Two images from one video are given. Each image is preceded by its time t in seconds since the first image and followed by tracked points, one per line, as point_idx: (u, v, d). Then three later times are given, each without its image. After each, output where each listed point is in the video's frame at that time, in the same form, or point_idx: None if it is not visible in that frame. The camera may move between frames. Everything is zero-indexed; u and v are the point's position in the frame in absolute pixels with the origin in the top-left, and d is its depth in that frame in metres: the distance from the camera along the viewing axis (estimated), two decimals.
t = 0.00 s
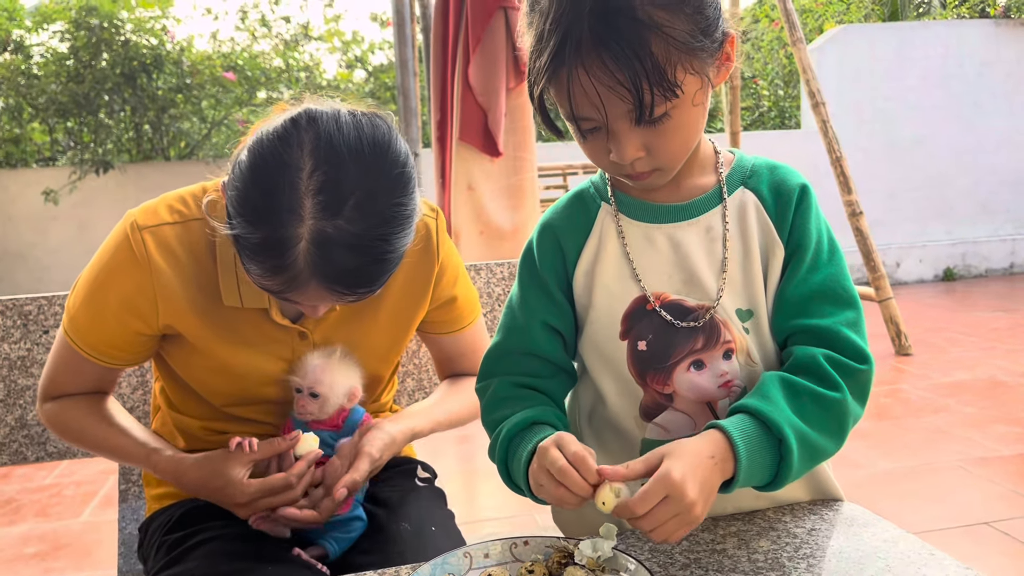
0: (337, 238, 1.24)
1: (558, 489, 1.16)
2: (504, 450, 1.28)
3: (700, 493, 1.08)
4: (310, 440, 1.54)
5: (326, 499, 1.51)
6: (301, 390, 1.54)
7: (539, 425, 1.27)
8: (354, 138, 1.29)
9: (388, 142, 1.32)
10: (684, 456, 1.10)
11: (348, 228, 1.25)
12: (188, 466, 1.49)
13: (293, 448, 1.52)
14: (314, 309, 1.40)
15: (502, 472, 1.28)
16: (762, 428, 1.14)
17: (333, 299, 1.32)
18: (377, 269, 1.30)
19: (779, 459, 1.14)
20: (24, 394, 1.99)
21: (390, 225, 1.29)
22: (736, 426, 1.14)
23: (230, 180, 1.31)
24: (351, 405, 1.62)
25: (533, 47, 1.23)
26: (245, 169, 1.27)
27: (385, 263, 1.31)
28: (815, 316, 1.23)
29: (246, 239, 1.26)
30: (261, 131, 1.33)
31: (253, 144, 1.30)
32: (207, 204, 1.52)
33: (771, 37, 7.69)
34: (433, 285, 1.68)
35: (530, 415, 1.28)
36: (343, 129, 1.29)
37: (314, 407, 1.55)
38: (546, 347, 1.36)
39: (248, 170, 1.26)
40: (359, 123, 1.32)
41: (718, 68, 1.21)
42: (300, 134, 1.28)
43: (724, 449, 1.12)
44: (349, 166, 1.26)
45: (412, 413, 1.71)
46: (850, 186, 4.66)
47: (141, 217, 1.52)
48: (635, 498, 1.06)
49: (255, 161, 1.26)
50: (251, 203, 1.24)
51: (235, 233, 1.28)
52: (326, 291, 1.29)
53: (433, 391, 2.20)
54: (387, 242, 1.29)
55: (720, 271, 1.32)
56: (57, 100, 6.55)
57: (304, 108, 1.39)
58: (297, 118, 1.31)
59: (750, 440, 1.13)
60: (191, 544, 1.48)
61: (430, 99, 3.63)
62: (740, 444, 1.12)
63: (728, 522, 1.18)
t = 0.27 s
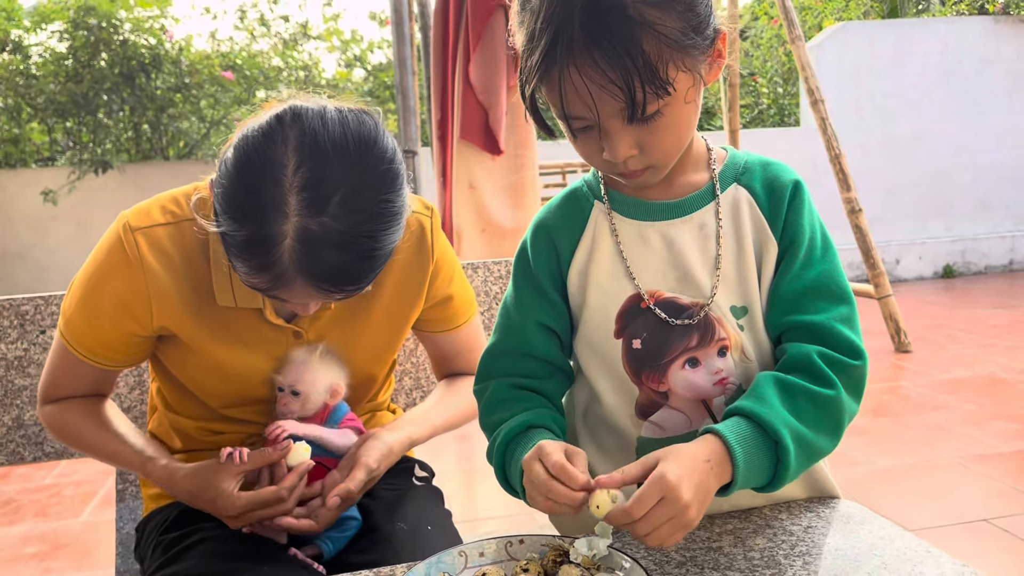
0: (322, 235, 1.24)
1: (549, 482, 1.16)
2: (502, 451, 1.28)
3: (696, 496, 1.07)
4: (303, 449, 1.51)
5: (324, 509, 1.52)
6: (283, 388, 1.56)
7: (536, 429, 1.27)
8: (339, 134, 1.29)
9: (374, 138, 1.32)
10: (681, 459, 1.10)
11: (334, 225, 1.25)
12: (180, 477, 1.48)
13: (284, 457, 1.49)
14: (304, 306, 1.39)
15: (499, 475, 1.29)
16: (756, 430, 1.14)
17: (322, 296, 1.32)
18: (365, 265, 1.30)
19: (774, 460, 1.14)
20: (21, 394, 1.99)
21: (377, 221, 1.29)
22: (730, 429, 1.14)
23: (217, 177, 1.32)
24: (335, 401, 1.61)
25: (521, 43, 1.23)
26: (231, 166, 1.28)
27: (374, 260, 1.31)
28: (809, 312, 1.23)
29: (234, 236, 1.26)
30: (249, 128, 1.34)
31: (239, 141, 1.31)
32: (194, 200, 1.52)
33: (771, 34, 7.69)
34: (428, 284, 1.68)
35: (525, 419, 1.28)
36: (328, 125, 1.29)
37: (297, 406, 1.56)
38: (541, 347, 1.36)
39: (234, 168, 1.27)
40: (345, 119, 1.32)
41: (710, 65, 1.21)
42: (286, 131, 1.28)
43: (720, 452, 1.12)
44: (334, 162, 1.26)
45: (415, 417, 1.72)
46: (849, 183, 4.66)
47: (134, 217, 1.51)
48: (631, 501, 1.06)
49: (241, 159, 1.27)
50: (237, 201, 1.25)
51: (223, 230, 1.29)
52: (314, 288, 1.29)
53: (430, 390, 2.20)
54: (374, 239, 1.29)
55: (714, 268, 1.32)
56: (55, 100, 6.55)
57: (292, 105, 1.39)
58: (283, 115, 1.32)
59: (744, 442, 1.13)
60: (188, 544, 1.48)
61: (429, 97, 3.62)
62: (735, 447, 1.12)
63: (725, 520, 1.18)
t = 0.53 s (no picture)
0: (311, 236, 1.24)
1: (542, 491, 1.17)
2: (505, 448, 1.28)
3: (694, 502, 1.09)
4: (294, 458, 1.45)
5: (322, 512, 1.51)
6: (283, 397, 1.54)
7: (539, 425, 1.27)
8: (331, 134, 1.29)
9: (366, 139, 1.32)
10: (675, 461, 1.11)
11: (324, 225, 1.24)
12: (174, 482, 1.47)
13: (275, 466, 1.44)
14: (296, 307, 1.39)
15: (503, 472, 1.29)
16: (749, 433, 1.14)
17: (312, 297, 1.32)
18: (355, 267, 1.30)
19: (767, 461, 1.15)
20: (20, 394, 1.99)
21: (368, 222, 1.29)
22: (723, 431, 1.14)
23: (210, 176, 1.32)
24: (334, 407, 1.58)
25: (514, 44, 1.23)
26: (223, 166, 1.28)
27: (365, 261, 1.31)
28: (804, 310, 1.23)
29: (224, 236, 1.27)
30: (242, 127, 1.34)
31: (232, 140, 1.31)
32: (188, 199, 1.51)
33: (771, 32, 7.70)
34: (425, 284, 1.68)
35: (528, 416, 1.28)
36: (320, 126, 1.29)
37: (299, 413, 1.54)
38: (540, 346, 1.37)
39: (225, 168, 1.28)
40: (338, 120, 1.32)
41: (704, 66, 1.21)
42: (277, 131, 1.29)
43: (710, 455, 1.13)
44: (324, 163, 1.26)
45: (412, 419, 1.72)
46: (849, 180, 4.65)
47: (130, 218, 1.51)
48: (636, 505, 1.05)
49: (233, 158, 1.27)
50: (228, 200, 1.25)
51: (214, 229, 1.29)
52: (304, 289, 1.29)
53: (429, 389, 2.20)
54: (365, 240, 1.29)
55: (710, 266, 1.32)
56: (54, 99, 6.54)
57: (285, 105, 1.40)
58: (276, 114, 1.32)
59: (734, 444, 1.13)
60: (187, 543, 1.48)
61: (429, 96, 3.62)
62: (725, 449, 1.13)
63: (721, 518, 1.18)
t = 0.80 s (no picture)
0: (315, 233, 1.24)
1: (544, 480, 1.17)
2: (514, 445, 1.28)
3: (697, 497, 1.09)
4: (298, 485, 1.43)
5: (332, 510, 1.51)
6: (294, 398, 1.54)
7: (547, 419, 1.27)
8: (334, 132, 1.29)
9: (369, 135, 1.32)
10: (679, 455, 1.12)
11: (327, 222, 1.25)
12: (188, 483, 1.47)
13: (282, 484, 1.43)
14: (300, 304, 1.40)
15: (511, 467, 1.29)
16: (751, 431, 1.15)
17: (316, 294, 1.32)
18: (358, 264, 1.30)
19: (767, 458, 1.15)
20: (22, 391, 2.00)
21: (371, 219, 1.29)
22: (724, 429, 1.15)
23: (213, 174, 1.32)
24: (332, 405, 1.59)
25: (518, 40, 1.23)
26: (226, 163, 1.28)
27: (368, 258, 1.31)
28: (807, 306, 1.23)
29: (228, 233, 1.27)
30: (245, 124, 1.34)
31: (235, 138, 1.31)
32: (192, 196, 1.52)
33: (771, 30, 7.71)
34: (428, 280, 1.68)
35: (535, 410, 1.28)
36: (323, 122, 1.29)
37: (311, 413, 1.56)
38: (545, 342, 1.37)
39: (229, 165, 1.28)
40: (341, 116, 1.32)
41: (707, 62, 1.21)
42: (280, 128, 1.29)
43: (712, 452, 1.13)
44: (327, 160, 1.26)
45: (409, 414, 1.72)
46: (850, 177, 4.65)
47: (133, 216, 1.51)
48: (642, 493, 1.06)
49: (236, 155, 1.27)
50: (231, 197, 1.26)
51: (217, 227, 1.29)
52: (307, 286, 1.29)
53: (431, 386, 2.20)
54: (368, 237, 1.29)
55: (713, 261, 1.32)
56: (54, 98, 6.55)
57: (288, 101, 1.40)
58: (279, 111, 1.32)
59: (735, 441, 1.14)
60: (190, 540, 1.48)
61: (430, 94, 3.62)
62: (727, 447, 1.13)
63: (725, 513, 1.19)
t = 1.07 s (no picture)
0: (322, 229, 1.24)
1: (542, 472, 1.17)
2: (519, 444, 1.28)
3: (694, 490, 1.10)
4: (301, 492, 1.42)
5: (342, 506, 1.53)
6: (295, 397, 1.53)
7: (553, 417, 1.28)
8: (340, 129, 1.29)
9: (375, 132, 1.32)
10: (680, 449, 1.13)
11: (334, 219, 1.25)
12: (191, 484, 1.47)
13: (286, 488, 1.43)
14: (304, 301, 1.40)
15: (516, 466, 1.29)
16: (749, 430, 1.16)
17: (322, 291, 1.33)
18: (364, 261, 1.30)
19: (764, 458, 1.16)
20: (24, 389, 2.00)
21: (377, 216, 1.29)
22: (722, 428, 1.16)
23: (219, 171, 1.32)
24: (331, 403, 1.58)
25: (522, 38, 1.24)
26: (232, 161, 1.29)
27: (373, 255, 1.31)
28: (808, 304, 1.23)
29: (234, 230, 1.27)
30: (250, 122, 1.35)
31: (240, 135, 1.31)
32: (194, 194, 1.52)
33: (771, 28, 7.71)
34: (429, 278, 1.69)
35: (541, 409, 1.28)
36: (328, 119, 1.30)
37: (313, 411, 1.55)
38: (548, 340, 1.37)
39: (235, 163, 1.28)
40: (346, 114, 1.32)
41: (709, 59, 1.21)
42: (286, 125, 1.29)
43: (708, 451, 1.14)
44: (334, 157, 1.27)
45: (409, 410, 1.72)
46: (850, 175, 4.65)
47: (136, 214, 1.51)
48: (643, 483, 1.07)
49: (242, 153, 1.28)
50: (238, 194, 1.26)
51: (223, 224, 1.29)
52: (312, 283, 1.30)
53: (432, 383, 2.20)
54: (374, 234, 1.29)
55: (715, 259, 1.33)
56: (55, 97, 6.54)
57: (293, 99, 1.40)
58: (284, 109, 1.32)
59: (732, 441, 1.15)
60: (192, 537, 1.49)
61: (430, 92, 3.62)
62: (724, 447, 1.14)
63: (725, 510, 1.19)
